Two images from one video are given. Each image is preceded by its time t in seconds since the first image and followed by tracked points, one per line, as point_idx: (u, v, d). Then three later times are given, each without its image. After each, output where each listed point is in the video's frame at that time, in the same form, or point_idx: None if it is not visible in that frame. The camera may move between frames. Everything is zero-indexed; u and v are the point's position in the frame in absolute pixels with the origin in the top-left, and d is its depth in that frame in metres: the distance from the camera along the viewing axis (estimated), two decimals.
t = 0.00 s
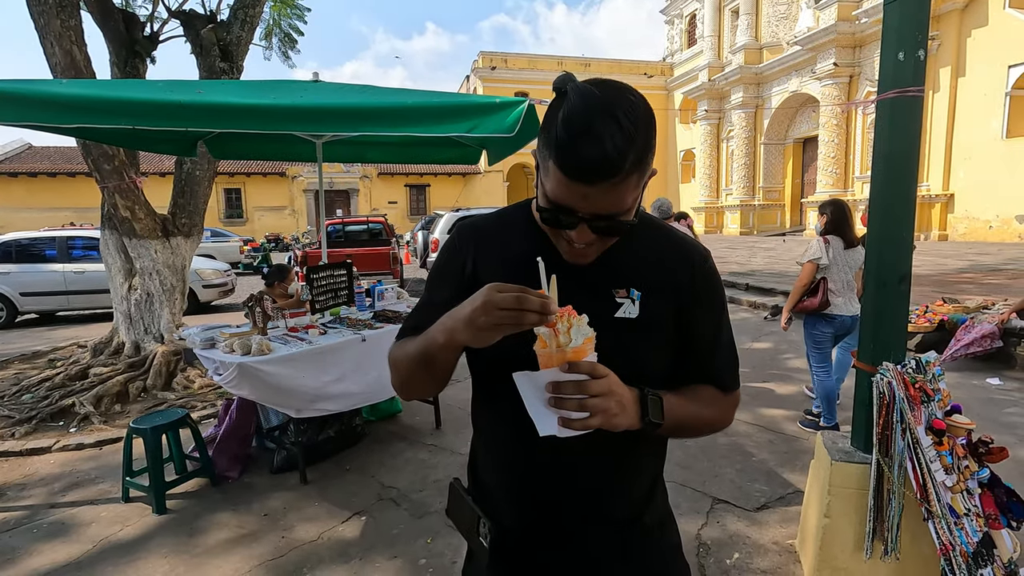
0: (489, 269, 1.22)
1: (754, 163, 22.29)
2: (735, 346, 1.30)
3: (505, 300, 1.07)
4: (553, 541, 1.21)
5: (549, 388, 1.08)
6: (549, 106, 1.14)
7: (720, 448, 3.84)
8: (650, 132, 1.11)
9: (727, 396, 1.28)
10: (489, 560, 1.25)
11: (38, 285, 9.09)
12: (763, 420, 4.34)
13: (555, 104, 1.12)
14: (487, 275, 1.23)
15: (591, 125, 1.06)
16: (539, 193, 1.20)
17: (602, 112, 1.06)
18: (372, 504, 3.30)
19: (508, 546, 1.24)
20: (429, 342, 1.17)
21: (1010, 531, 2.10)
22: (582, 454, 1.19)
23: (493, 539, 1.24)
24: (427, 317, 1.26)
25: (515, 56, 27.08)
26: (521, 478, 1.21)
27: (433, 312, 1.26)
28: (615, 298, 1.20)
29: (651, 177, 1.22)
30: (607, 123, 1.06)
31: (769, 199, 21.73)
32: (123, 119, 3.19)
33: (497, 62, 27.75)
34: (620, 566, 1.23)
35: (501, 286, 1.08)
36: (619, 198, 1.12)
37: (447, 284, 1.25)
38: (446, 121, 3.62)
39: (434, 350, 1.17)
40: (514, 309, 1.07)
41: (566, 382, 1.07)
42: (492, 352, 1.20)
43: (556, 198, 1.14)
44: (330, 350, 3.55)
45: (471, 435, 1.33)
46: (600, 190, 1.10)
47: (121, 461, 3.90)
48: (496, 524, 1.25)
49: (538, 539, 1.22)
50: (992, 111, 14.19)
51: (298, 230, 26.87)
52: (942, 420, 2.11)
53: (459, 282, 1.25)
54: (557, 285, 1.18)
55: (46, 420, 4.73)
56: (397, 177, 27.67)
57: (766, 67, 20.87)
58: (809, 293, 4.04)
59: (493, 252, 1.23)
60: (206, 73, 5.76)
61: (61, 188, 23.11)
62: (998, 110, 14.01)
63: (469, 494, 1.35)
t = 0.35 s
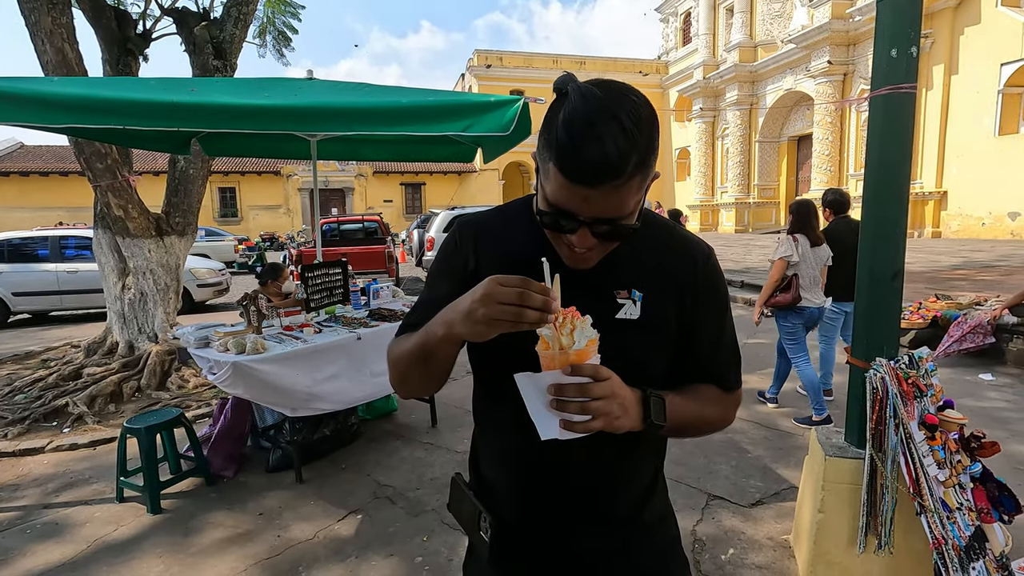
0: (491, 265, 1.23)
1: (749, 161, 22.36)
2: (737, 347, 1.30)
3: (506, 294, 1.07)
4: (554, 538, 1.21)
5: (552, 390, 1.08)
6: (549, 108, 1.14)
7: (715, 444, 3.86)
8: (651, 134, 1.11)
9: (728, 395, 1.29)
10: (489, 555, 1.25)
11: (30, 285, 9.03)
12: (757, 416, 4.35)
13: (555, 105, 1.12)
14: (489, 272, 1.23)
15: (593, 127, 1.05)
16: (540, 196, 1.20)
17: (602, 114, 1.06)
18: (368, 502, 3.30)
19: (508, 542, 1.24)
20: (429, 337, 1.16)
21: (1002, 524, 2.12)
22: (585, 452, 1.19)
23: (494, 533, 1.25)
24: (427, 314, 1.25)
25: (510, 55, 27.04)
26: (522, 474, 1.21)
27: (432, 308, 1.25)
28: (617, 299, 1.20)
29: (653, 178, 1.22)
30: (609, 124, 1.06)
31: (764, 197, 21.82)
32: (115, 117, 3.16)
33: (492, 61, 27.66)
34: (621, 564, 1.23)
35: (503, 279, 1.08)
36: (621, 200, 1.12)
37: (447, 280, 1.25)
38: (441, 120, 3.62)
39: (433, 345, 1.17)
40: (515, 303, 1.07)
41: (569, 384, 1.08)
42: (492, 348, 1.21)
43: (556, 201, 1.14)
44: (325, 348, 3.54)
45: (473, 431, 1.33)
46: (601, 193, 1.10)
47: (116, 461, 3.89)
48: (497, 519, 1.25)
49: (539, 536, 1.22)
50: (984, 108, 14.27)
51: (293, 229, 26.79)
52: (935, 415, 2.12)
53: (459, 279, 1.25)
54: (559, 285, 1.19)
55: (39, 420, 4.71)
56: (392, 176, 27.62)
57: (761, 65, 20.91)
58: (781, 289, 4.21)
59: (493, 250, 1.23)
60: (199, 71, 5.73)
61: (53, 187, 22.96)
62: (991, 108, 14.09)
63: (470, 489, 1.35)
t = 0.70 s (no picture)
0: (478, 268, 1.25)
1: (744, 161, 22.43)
2: (722, 352, 1.33)
3: (490, 292, 1.10)
4: (540, 539, 1.24)
5: (539, 397, 1.11)
6: (532, 117, 1.17)
7: (707, 443, 3.90)
8: (632, 142, 1.14)
9: (715, 399, 1.31)
10: (477, 556, 1.28)
11: (25, 286, 9.01)
12: (749, 415, 4.40)
13: (539, 115, 1.15)
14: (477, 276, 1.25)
15: (574, 135, 1.09)
16: (525, 203, 1.22)
17: (582, 122, 1.10)
18: (363, 502, 3.32)
19: (497, 544, 1.27)
20: (416, 335, 1.19)
21: (985, 522, 2.14)
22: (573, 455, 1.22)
23: (483, 536, 1.27)
24: (414, 315, 1.28)
25: (505, 54, 27.04)
26: (508, 477, 1.24)
27: (420, 309, 1.28)
28: (602, 305, 1.22)
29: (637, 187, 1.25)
30: (591, 131, 1.09)
31: (759, 196, 21.92)
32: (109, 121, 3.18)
33: (489, 61, 27.45)
34: (606, 565, 1.26)
35: (487, 276, 1.11)
36: (605, 206, 1.15)
37: (434, 283, 1.28)
38: (434, 123, 3.64)
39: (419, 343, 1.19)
40: (499, 301, 1.10)
41: (555, 390, 1.11)
42: (477, 345, 1.23)
43: (541, 208, 1.17)
44: (319, 350, 3.56)
45: (464, 434, 1.36)
46: (585, 197, 1.12)
47: (111, 463, 3.90)
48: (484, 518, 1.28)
49: (526, 537, 1.25)
50: (977, 108, 14.35)
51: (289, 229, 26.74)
52: (919, 414, 2.16)
53: (446, 281, 1.27)
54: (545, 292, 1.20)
55: (34, 422, 4.71)
56: (388, 175, 27.60)
57: (756, 65, 20.98)
58: (755, 283, 4.44)
59: (481, 253, 1.26)
60: (193, 73, 5.73)
61: (47, 188, 22.86)
62: (983, 108, 14.17)
63: (460, 491, 1.37)
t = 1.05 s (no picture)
0: (478, 268, 1.26)
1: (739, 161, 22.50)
2: (719, 351, 1.34)
3: (506, 311, 1.08)
4: (539, 540, 1.25)
5: (536, 394, 1.11)
6: (536, 112, 1.19)
7: (703, 443, 3.91)
8: (636, 137, 1.15)
9: (712, 399, 1.32)
10: (477, 559, 1.28)
11: (18, 288, 8.97)
12: (745, 415, 4.41)
13: (542, 109, 1.17)
14: (476, 275, 1.26)
15: (580, 126, 1.10)
16: (526, 198, 1.23)
17: (586, 114, 1.11)
18: (360, 504, 3.31)
19: (496, 546, 1.27)
20: (419, 340, 1.19)
21: (978, 520, 2.17)
22: (573, 455, 1.22)
23: (483, 537, 1.27)
24: (415, 316, 1.28)
25: (501, 55, 27.06)
26: (507, 478, 1.25)
27: (421, 310, 1.28)
28: (600, 303, 1.23)
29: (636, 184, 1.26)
30: (596, 125, 1.11)
31: (755, 196, 22.00)
32: (104, 123, 3.17)
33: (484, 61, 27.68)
34: (605, 565, 1.26)
35: (502, 293, 1.10)
36: (607, 199, 1.16)
37: (433, 284, 1.28)
38: (430, 123, 3.64)
39: (420, 346, 1.19)
40: (512, 319, 1.09)
41: (553, 389, 1.11)
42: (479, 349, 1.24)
43: (542, 202, 1.18)
44: (315, 351, 3.55)
45: (463, 435, 1.37)
46: (589, 190, 1.13)
47: (106, 465, 3.88)
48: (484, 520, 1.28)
49: (525, 539, 1.25)
50: (970, 108, 14.45)
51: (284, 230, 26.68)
52: (912, 413, 2.18)
53: (446, 282, 1.28)
54: (545, 293, 1.21)
55: (28, 425, 4.68)
56: (384, 176, 27.57)
57: (751, 66, 21.05)
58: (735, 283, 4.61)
59: (480, 253, 1.26)
60: (188, 74, 5.72)
61: (42, 189, 22.76)
62: (976, 108, 14.27)
63: (459, 493, 1.38)
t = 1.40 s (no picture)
0: (476, 269, 1.26)
1: (735, 163, 22.57)
2: (717, 349, 1.34)
3: (496, 312, 1.08)
4: (537, 544, 1.25)
5: (533, 391, 1.11)
6: (533, 101, 1.19)
7: (700, 444, 3.91)
8: (632, 125, 1.17)
9: (710, 398, 1.32)
10: (475, 565, 1.28)
11: (12, 290, 8.92)
12: (742, 416, 4.42)
13: (539, 97, 1.17)
14: (476, 275, 1.26)
15: (576, 111, 1.11)
16: (524, 187, 1.23)
17: (582, 100, 1.13)
18: (357, 506, 3.31)
19: (494, 551, 1.27)
20: (419, 343, 1.19)
21: (972, 519, 2.19)
22: (571, 457, 1.22)
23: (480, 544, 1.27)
24: (415, 318, 1.29)
25: (497, 57, 27.10)
26: (504, 482, 1.25)
27: (422, 314, 1.29)
28: (598, 299, 1.23)
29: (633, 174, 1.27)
30: (593, 110, 1.12)
31: (750, 198, 22.09)
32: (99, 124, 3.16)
33: (480, 63, 27.72)
34: (603, 569, 1.26)
35: (494, 295, 1.09)
36: (605, 183, 1.15)
37: (433, 286, 1.28)
38: (426, 125, 3.64)
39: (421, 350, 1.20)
40: (503, 321, 1.08)
41: (550, 387, 1.12)
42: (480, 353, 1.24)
43: (539, 187, 1.17)
44: (311, 353, 3.55)
45: (460, 440, 1.37)
46: (587, 172, 1.13)
47: (101, 469, 3.87)
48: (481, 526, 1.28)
49: (523, 543, 1.25)
50: (963, 110, 14.54)
51: (280, 232, 26.61)
52: (908, 414, 2.18)
53: (446, 283, 1.28)
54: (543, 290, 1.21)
55: (22, 428, 4.65)
56: (381, 178, 27.56)
57: (746, 68, 21.13)
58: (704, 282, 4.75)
59: (479, 254, 1.27)
60: (184, 76, 5.71)
61: (36, 191, 22.67)
62: (969, 110, 14.36)
63: (456, 501, 1.38)
